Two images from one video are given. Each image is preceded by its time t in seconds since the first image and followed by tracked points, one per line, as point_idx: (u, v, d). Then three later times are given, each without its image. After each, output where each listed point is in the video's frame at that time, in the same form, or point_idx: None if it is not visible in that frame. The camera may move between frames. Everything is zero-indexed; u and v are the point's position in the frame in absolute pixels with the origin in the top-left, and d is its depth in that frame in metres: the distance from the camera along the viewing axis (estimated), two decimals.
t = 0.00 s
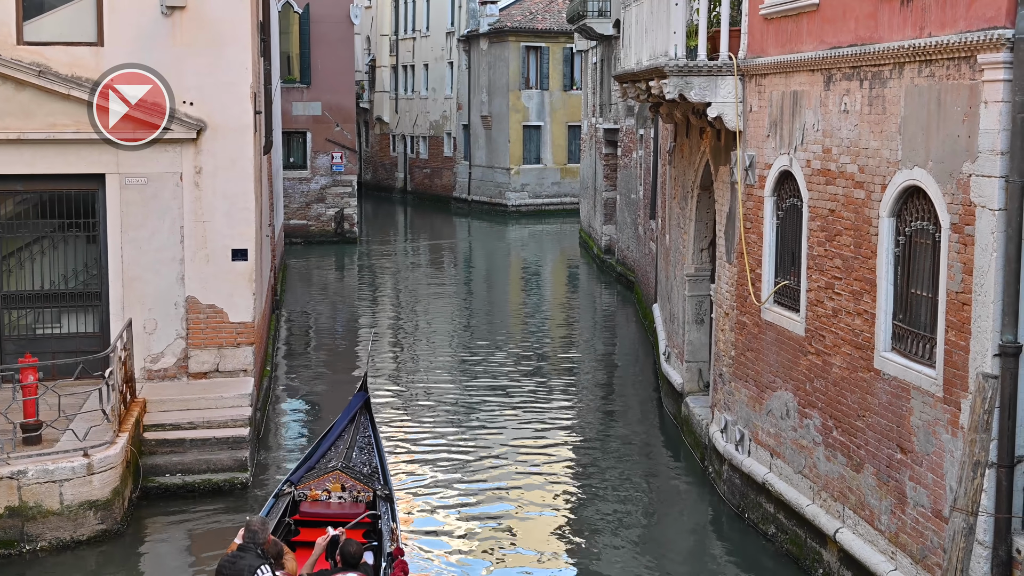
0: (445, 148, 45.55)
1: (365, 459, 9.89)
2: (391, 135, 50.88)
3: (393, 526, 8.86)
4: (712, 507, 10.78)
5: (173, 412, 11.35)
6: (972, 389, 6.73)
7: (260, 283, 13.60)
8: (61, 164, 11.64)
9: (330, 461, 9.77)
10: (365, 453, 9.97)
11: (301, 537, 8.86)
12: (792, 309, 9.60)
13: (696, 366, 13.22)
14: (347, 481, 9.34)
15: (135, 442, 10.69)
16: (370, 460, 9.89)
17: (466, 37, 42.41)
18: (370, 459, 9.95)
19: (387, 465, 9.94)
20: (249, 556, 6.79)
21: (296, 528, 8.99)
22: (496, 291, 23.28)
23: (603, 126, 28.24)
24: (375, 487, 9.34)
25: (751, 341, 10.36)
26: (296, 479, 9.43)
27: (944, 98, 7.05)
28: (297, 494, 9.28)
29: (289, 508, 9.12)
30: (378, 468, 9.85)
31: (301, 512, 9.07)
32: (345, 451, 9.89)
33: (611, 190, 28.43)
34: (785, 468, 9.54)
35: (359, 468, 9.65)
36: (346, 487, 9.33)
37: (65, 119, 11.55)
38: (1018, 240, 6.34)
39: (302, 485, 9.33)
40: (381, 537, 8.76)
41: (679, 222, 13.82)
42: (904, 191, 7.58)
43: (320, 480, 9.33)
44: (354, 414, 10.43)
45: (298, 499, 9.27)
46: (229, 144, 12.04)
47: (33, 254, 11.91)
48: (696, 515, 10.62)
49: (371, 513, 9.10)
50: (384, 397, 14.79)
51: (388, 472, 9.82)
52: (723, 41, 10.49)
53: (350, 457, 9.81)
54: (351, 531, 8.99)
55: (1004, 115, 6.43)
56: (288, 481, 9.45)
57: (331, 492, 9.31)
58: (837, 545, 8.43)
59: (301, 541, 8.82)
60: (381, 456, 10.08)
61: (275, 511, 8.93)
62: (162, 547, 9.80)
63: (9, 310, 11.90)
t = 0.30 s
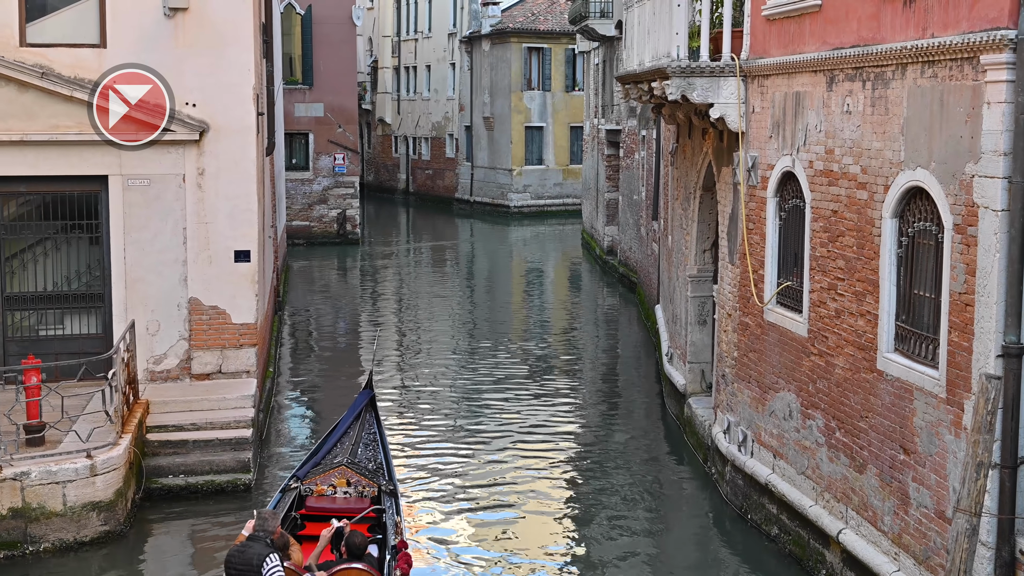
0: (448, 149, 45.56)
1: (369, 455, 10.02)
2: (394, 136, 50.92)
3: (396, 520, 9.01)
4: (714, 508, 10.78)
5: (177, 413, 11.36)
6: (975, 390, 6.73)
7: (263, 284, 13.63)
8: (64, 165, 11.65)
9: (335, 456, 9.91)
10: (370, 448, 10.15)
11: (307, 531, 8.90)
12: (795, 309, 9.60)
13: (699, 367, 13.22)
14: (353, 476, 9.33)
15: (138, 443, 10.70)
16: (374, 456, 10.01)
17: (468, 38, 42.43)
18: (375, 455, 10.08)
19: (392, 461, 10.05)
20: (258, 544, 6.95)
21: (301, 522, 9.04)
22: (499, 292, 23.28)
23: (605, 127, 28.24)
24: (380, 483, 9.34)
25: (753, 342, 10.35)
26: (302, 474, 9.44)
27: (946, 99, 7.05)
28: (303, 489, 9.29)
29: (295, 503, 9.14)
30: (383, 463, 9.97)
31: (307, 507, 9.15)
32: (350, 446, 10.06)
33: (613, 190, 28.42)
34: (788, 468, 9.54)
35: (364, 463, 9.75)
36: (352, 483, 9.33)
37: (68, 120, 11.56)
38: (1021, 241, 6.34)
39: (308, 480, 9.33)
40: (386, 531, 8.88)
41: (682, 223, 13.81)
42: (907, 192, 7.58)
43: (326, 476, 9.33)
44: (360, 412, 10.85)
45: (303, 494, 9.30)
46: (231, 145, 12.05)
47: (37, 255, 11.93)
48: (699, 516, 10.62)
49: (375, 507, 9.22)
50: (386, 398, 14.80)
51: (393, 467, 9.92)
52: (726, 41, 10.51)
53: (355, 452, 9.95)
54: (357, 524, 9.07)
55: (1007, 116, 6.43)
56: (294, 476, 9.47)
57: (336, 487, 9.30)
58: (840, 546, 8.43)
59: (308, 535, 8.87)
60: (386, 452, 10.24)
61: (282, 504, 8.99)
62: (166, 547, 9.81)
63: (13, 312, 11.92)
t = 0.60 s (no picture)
0: (449, 148, 45.57)
1: (373, 448, 10.09)
2: (394, 135, 50.93)
3: (400, 512, 9.03)
4: (716, 507, 10.77)
5: (178, 412, 11.36)
6: (977, 389, 6.72)
7: (264, 283, 13.64)
8: (66, 164, 11.65)
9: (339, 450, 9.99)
10: (374, 442, 10.16)
11: (311, 522, 8.94)
12: (797, 309, 9.59)
13: (700, 366, 13.22)
14: (357, 469, 9.50)
15: (141, 442, 10.70)
16: (378, 450, 10.09)
17: (469, 37, 42.44)
18: (379, 449, 10.13)
19: (395, 454, 10.14)
20: (266, 532, 7.16)
21: (306, 515, 9.07)
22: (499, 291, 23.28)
23: (606, 127, 28.24)
24: (383, 476, 9.49)
25: (755, 341, 10.35)
26: (306, 467, 9.55)
27: (948, 99, 7.04)
28: (308, 481, 9.38)
29: (300, 494, 9.17)
30: (386, 457, 10.06)
31: (311, 499, 9.18)
32: (354, 440, 10.10)
33: (614, 190, 28.43)
34: (790, 468, 9.54)
35: (368, 456, 9.86)
36: (356, 475, 9.50)
37: (70, 120, 11.56)
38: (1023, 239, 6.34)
39: (313, 473, 9.45)
40: (390, 522, 8.90)
41: (684, 222, 13.80)
42: (909, 191, 7.57)
43: (330, 468, 9.49)
44: (363, 407, 10.72)
45: (308, 486, 9.37)
46: (233, 144, 12.05)
47: (39, 255, 11.94)
48: (701, 515, 10.63)
49: (379, 499, 9.21)
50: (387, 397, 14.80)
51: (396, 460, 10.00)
52: (727, 41, 10.51)
53: (359, 446, 10.01)
54: (360, 516, 9.09)
55: (1009, 115, 6.43)
56: (299, 469, 9.55)
57: (340, 480, 9.46)
58: (842, 545, 8.42)
59: (312, 527, 8.90)
60: (390, 446, 10.27)
61: (287, 496, 9.03)
62: (167, 547, 9.81)
63: (14, 311, 11.93)
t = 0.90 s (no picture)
0: (450, 149, 45.59)
1: (376, 444, 10.16)
2: (395, 136, 50.96)
3: (404, 505, 9.05)
4: (717, 508, 10.77)
5: (179, 413, 11.37)
6: (978, 390, 6.72)
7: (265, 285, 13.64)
8: (67, 165, 11.66)
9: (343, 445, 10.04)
10: (377, 438, 10.23)
11: (316, 516, 8.93)
12: (797, 310, 9.60)
13: (701, 367, 13.23)
14: (360, 464, 9.53)
15: (141, 443, 10.71)
16: (381, 445, 10.13)
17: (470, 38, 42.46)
18: (382, 444, 10.19)
19: (398, 450, 10.17)
20: (272, 524, 7.14)
21: (310, 508, 9.10)
22: (500, 292, 23.30)
23: (607, 128, 28.26)
24: (386, 471, 9.53)
25: (756, 342, 10.36)
26: (310, 462, 9.60)
27: (949, 100, 7.05)
28: (312, 476, 9.43)
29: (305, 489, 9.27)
30: (389, 452, 10.10)
31: (316, 493, 9.23)
32: (358, 436, 10.18)
33: (615, 190, 28.45)
34: (791, 468, 9.54)
35: (371, 452, 9.91)
36: (359, 470, 9.52)
37: (71, 121, 11.57)
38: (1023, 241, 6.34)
39: (317, 468, 9.49)
40: (392, 516, 8.91)
41: (685, 223, 13.81)
42: (910, 192, 7.58)
43: (334, 463, 9.52)
44: (368, 403, 10.71)
45: (312, 481, 9.42)
46: (234, 145, 12.06)
47: (39, 256, 11.95)
48: (701, 515, 10.63)
49: (382, 494, 9.27)
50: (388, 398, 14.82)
51: (399, 456, 10.04)
52: (728, 42, 10.51)
53: (362, 441, 10.11)
54: (364, 510, 9.09)
55: (1010, 116, 6.43)
56: (303, 464, 9.63)
57: (344, 475, 9.49)
58: (843, 546, 8.42)
59: (316, 520, 8.88)
60: (393, 441, 10.32)
61: (293, 489, 9.06)
62: (168, 548, 9.82)
63: (15, 312, 11.93)
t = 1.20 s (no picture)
0: (449, 149, 45.58)
1: (377, 439, 10.17)
2: (394, 137, 50.96)
3: (404, 500, 9.15)
4: (716, 508, 10.77)
5: (178, 414, 11.37)
6: (977, 390, 6.72)
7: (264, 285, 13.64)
8: (66, 165, 11.65)
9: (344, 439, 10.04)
10: (378, 434, 10.23)
11: (318, 510, 8.99)
12: (797, 310, 9.59)
13: (700, 367, 13.24)
14: (361, 459, 9.55)
15: (141, 443, 10.72)
16: (381, 440, 10.15)
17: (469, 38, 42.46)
18: (382, 440, 10.21)
19: (399, 445, 10.18)
20: (274, 515, 7.09)
21: (312, 503, 9.13)
22: (499, 292, 23.30)
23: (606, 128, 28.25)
24: (387, 465, 9.54)
25: (755, 342, 10.35)
26: (312, 456, 9.64)
27: (948, 100, 7.04)
28: (314, 471, 9.51)
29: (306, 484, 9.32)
30: (390, 448, 10.13)
31: (317, 487, 9.26)
32: (359, 431, 10.16)
33: (615, 191, 28.44)
34: (790, 469, 9.53)
35: (372, 446, 9.92)
36: (360, 465, 9.55)
37: (70, 121, 11.57)
38: (1022, 241, 6.34)
39: (319, 462, 9.54)
40: (392, 509, 8.98)
41: (684, 224, 13.80)
42: (910, 192, 7.57)
43: (335, 458, 9.56)
44: (369, 399, 10.75)
45: (314, 476, 9.49)
46: (233, 145, 12.06)
47: (39, 256, 11.95)
48: (701, 515, 10.64)
49: (383, 488, 9.29)
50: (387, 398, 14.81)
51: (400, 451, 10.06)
52: (728, 42, 10.51)
53: (363, 436, 10.10)
54: (365, 504, 9.13)
55: (1008, 117, 6.43)
56: (305, 458, 9.64)
57: (345, 470, 9.52)
58: (842, 546, 8.42)
59: (317, 514, 8.95)
60: (393, 438, 10.35)
61: (294, 484, 9.13)
62: (167, 548, 9.82)
63: (14, 312, 11.93)
